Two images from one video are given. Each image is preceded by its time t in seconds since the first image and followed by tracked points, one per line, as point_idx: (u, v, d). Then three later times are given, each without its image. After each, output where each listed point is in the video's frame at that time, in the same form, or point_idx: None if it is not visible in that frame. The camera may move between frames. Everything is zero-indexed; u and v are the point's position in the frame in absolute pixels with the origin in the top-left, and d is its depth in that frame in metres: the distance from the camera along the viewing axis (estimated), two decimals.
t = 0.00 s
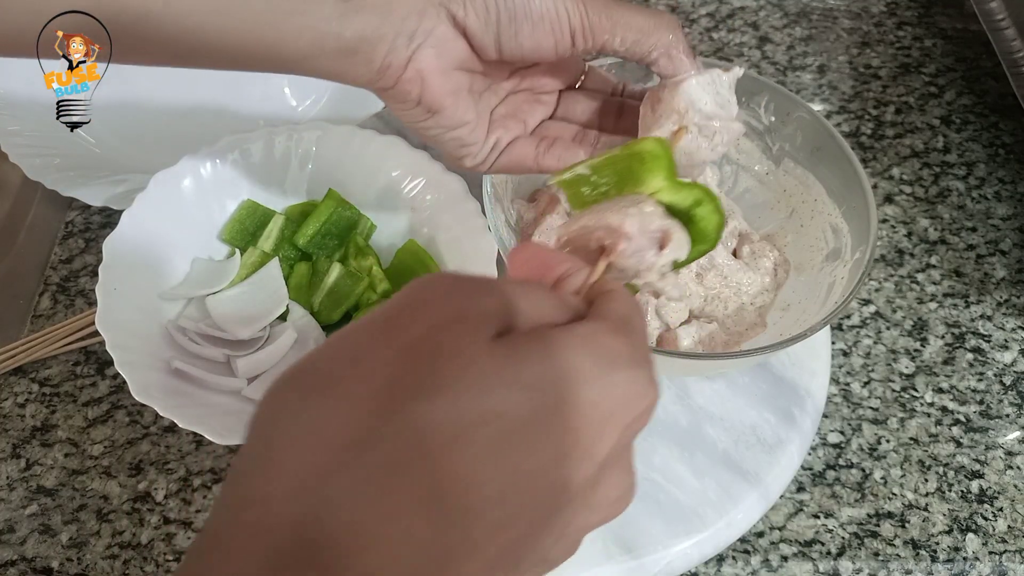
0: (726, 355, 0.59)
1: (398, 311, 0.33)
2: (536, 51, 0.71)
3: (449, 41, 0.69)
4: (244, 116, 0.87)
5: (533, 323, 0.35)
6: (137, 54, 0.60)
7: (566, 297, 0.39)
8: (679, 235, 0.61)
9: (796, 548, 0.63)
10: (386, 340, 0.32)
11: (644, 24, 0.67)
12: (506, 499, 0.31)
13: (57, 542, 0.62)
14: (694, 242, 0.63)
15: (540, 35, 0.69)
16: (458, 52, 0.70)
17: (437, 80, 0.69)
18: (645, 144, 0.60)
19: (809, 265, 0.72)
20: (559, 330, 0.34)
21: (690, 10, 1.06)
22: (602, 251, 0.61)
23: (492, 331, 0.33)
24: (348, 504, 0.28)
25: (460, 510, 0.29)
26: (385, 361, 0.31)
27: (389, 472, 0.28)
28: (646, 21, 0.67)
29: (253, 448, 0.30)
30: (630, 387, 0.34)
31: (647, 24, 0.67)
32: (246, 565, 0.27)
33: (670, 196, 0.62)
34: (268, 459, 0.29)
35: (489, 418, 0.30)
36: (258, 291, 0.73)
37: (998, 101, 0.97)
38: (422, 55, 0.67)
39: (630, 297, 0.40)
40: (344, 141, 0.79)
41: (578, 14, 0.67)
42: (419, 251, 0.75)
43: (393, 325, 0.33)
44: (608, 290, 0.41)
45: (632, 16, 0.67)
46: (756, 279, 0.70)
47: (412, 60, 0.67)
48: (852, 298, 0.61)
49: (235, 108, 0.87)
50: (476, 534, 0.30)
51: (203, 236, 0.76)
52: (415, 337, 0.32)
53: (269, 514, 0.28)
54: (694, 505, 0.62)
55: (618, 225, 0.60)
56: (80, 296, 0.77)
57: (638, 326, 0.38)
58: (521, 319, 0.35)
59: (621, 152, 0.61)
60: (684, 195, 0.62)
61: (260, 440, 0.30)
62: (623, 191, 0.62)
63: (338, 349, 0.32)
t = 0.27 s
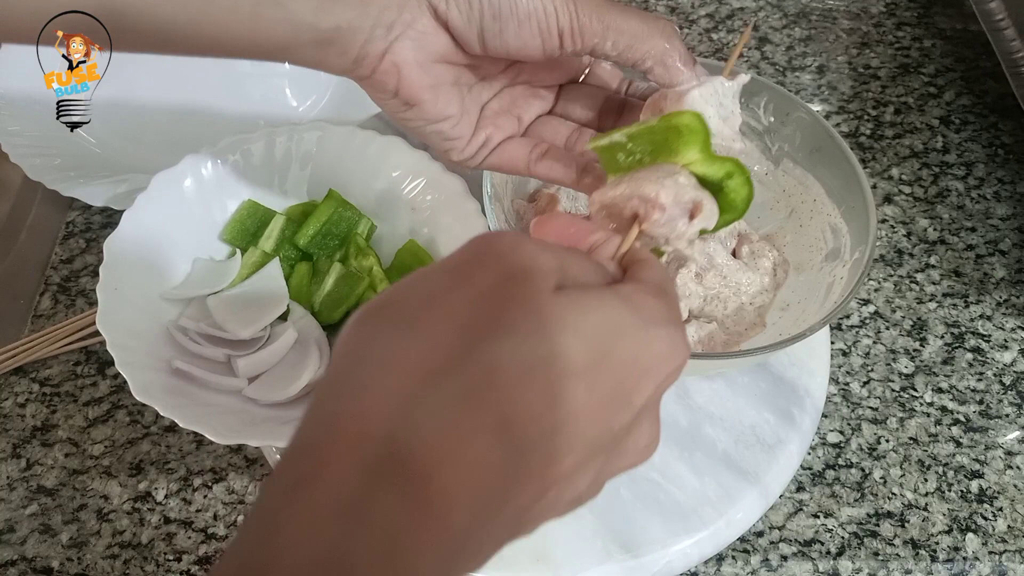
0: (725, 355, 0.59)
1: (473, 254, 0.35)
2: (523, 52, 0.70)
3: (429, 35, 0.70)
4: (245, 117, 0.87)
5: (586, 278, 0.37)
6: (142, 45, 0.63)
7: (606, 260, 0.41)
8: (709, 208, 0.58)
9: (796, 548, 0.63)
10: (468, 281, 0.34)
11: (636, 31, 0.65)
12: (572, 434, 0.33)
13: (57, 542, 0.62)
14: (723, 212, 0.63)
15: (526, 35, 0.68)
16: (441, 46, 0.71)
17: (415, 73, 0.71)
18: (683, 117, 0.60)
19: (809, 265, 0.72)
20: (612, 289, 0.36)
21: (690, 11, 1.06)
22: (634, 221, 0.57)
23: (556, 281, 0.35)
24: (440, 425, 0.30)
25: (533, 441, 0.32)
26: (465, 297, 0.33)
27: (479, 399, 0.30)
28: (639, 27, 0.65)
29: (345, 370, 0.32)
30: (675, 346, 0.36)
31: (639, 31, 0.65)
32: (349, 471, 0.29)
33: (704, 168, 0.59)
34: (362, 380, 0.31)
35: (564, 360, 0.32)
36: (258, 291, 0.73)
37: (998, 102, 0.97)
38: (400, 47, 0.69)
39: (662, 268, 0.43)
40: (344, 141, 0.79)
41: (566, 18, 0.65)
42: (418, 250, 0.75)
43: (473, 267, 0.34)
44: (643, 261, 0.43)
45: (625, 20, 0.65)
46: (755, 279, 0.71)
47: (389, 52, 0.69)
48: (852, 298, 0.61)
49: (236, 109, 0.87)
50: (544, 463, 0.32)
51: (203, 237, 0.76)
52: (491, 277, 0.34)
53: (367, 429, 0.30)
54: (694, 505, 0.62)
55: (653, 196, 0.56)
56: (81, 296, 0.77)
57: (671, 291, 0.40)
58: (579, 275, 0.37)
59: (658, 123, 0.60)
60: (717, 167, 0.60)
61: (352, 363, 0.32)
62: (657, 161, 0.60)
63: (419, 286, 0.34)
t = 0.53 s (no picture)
0: (724, 355, 0.59)
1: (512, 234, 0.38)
2: (507, 53, 0.69)
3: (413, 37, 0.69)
4: (245, 117, 0.87)
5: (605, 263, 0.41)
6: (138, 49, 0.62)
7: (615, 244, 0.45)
8: (710, 187, 0.59)
9: (796, 548, 0.63)
10: (510, 256, 0.36)
11: (623, 36, 0.63)
12: (598, 401, 0.36)
13: (57, 542, 0.62)
14: (722, 187, 0.64)
15: (511, 38, 0.67)
16: (426, 48, 0.70)
17: (398, 75, 0.70)
18: (685, 94, 0.60)
19: (809, 266, 0.72)
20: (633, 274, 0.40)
21: (690, 10, 1.06)
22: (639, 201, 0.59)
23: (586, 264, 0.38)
24: (494, 385, 0.32)
25: (567, 405, 0.35)
26: (510, 272, 0.36)
27: (525, 364, 0.33)
28: (625, 32, 0.63)
29: (398, 332, 0.33)
30: (689, 327, 0.39)
31: (626, 37, 0.63)
32: (412, 422, 0.31)
33: (705, 145, 0.61)
34: (419, 341, 0.32)
35: (595, 332, 0.36)
36: (258, 291, 0.73)
37: (998, 102, 0.97)
38: (382, 49, 0.68)
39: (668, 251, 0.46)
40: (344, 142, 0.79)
41: (552, 23, 0.64)
42: (418, 250, 0.75)
43: (513, 244, 0.37)
44: (646, 242, 0.47)
45: (613, 25, 0.62)
46: (756, 279, 0.70)
47: (371, 54, 0.68)
48: (852, 297, 0.61)
49: (237, 108, 0.87)
50: (573, 425, 0.35)
51: (203, 236, 0.76)
52: (532, 256, 0.37)
53: (426, 385, 0.31)
54: (694, 505, 0.62)
55: (655, 177, 0.58)
56: (80, 296, 0.77)
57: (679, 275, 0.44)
58: (597, 258, 0.41)
59: (660, 102, 0.61)
60: (718, 143, 0.61)
61: (404, 325, 0.34)
62: (661, 141, 0.61)
63: (463, 260, 0.37)
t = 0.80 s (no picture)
0: (725, 355, 0.59)
1: (515, 228, 0.39)
2: (498, 61, 0.68)
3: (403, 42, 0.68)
4: (245, 117, 0.87)
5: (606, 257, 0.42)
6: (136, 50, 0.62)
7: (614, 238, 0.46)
8: (701, 201, 0.61)
9: (796, 548, 0.63)
10: (515, 249, 0.37)
11: (613, 49, 0.62)
12: (600, 391, 0.37)
13: (57, 542, 0.62)
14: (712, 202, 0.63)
15: (502, 46, 0.66)
16: (417, 53, 0.69)
17: (388, 80, 0.69)
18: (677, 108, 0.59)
19: (809, 266, 0.72)
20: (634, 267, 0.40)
21: (690, 10, 1.06)
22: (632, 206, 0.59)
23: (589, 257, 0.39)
24: (503, 373, 0.33)
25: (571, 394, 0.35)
26: (514, 265, 0.36)
27: (532, 354, 0.34)
28: (615, 45, 0.62)
29: (406, 321, 0.34)
30: (688, 321, 0.40)
31: (616, 49, 0.62)
32: (424, 407, 0.31)
33: (694, 161, 0.59)
34: (428, 331, 0.33)
35: (599, 323, 0.36)
36: (258, 291, 0.73)
37: (998, 102, 0.97)
38: (372, 55, 0.67)
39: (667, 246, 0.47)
40: (344, 141, 0.79)
41: (543, 33, 0.63)
42: (418, 250, 0.75)
43: (518, 238, 0.38)
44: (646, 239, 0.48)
45: (603, 36, 0.62)
46: (756, 279, 0.70)
47: (361, 59, 0.67)
48: (852, 297, 0.61)
49: (237, 108, 0.87)
50: (575, 415, 0.36)
51: (203, 236, 0.76)
52: (535, 249, 0.37)
53: (434, 374, 0.32)
54: (694, 505, 0.62)
55: (648, 189, 0.59)
56: (80, 296, 0.77)
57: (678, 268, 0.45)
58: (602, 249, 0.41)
59: (651, 114, 0.59)
60: (705, 159, 0.60)
61: (413, 315, 0.34)
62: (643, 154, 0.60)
63: (468, 254, 0.37)
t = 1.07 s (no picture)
0: (725, 355, 0.58)
1: (558, 195, 0.39)
2: (528, 52, 0.68)
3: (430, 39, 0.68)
4: (245, 117, 0.87)
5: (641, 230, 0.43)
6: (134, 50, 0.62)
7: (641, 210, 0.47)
8: (731, 182, 0.62)
9: (796, 548, 0.63)
10: (552, 218, 0.37)
11: (646, 35, 0.63)
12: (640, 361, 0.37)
13: (57, 542, 0.62)
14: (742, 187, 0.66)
15: (532, 37, 0.66)
16: (445, 48, 0.69)
17: (418, 77, 0.70)
18: (707, 92, 0.60)
19: (809, 266, 0.72)
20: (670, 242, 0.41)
21: (690, 10, 1.06)
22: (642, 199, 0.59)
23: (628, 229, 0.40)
24: (548, 342, 0.32)
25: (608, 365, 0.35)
26: (561, 231, 0.36)
27: (580, 319, 0.34)
28: (647, 30, 0.62)
29: (448, 285, 0.33)
30: (720, 298, 0.42)
31: (648, 33, 0.62)
32: (479, 366, 0.30)
33: (723, 145, 0.62)
34: (472, 294, 0.32)
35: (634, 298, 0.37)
36: (259, 291, 0.73)
37: (998, 102, 0.97)
38: (403, 52, 0.67)
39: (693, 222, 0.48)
40: (344, 142, 0.79)
41: (574, 21, 0.63)
42: (418, 250, 0.75)
43: (553, 207, 0.38)
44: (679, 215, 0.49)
45: (635, 23, 0.62)
46: (756, 279, 0.70)
47: (391, 58, 0.68)
48: (852, 297, 0.61)
49: (237, 108, 0.87)
50: (618, 384, 0.36)
51: (203, 236, 0.76)
52: (579, 218, 0.38)
53: (488, 333, 0.31)
54: (694, 505, 0.62)
55: (674, 171, 0.60)
56: (80, 296, 0.77)
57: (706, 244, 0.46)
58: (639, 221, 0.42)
59: (682, 97, 0.61)
60: (737, 145, 0.62)
61: (454, 279, 0.33)
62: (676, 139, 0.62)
63: (513, 217, 0.37)
